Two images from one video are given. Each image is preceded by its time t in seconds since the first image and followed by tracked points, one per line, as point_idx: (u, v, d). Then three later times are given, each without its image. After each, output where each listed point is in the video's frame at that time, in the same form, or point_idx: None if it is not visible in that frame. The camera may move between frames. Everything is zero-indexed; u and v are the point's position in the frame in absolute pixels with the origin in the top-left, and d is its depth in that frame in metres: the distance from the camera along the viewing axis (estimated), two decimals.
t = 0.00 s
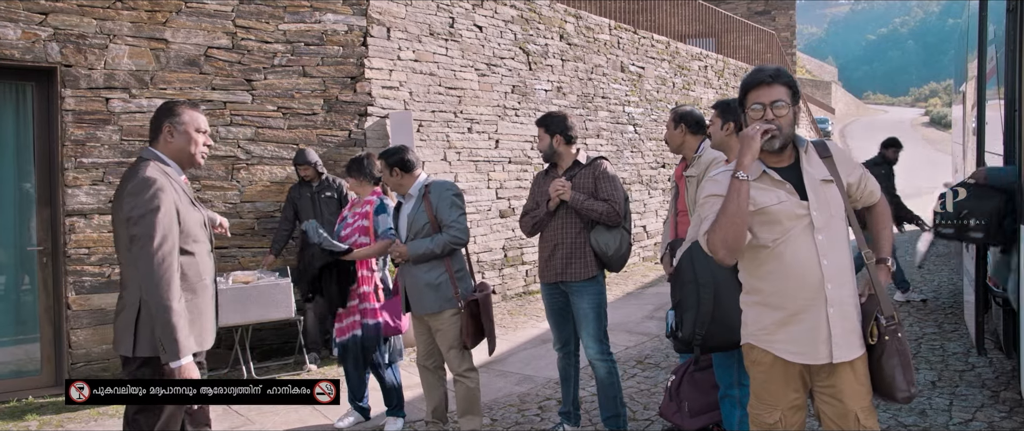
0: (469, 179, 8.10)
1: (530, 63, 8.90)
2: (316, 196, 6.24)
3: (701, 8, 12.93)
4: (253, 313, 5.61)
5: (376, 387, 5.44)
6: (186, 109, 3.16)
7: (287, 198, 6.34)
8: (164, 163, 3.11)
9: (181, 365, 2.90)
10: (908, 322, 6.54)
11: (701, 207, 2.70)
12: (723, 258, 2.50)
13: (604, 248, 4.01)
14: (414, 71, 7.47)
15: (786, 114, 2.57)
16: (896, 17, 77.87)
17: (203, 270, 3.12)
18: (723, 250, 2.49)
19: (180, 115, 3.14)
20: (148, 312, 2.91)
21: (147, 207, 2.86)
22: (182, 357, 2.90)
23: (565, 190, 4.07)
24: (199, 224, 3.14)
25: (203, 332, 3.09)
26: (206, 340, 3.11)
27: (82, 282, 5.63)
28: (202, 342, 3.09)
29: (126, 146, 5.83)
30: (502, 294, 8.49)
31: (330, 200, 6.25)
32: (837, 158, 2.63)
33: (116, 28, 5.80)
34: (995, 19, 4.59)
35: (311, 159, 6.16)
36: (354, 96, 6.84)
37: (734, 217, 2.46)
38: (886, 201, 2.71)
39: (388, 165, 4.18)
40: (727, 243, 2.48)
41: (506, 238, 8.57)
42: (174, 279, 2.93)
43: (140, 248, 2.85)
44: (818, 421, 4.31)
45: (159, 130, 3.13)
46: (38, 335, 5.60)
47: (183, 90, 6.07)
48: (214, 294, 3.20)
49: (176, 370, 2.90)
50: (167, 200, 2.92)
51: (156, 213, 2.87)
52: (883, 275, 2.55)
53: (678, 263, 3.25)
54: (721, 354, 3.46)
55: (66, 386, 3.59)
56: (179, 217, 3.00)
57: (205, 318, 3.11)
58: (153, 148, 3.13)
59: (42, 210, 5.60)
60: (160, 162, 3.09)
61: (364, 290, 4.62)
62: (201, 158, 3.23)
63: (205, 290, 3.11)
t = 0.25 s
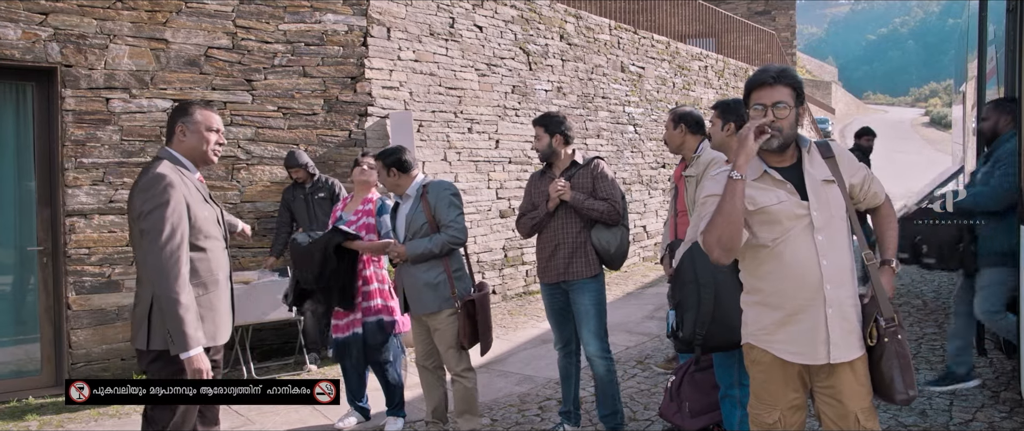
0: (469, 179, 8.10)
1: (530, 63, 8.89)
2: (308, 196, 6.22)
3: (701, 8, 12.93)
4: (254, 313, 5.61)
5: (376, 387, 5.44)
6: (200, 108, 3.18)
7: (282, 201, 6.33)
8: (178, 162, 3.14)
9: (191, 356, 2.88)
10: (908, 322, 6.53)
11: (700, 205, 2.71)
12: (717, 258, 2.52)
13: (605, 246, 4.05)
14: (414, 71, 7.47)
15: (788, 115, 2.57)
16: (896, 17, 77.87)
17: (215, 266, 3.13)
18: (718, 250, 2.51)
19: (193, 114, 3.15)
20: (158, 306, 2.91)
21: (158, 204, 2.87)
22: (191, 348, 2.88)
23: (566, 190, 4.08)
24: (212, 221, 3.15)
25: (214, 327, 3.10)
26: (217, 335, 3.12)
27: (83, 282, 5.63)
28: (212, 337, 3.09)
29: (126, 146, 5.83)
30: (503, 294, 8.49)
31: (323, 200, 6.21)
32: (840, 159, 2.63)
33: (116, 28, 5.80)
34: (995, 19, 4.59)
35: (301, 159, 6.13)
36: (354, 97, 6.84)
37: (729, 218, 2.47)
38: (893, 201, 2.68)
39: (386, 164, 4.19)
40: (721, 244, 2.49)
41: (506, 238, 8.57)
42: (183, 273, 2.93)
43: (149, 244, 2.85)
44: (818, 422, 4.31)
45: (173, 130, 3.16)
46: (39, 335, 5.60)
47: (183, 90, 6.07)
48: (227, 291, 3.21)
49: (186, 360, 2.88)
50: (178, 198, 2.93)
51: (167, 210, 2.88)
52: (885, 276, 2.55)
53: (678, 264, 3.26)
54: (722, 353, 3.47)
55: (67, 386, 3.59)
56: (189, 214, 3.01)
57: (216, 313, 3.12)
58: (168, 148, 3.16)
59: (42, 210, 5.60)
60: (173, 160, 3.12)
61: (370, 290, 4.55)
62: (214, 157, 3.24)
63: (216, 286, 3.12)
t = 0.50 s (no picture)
0: (469, 179, 8.09)
1: (530, 63, 8.89)
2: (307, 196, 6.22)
3: (701, 8, 12.93)
4: (254, 313, 5.60)
5: (376, 387, 5.44)
6: (211, 109, 3.19)
7: (281, 200, 6.31)
8: (188, 162, 3.15)
9: (196, 349, 2.88)
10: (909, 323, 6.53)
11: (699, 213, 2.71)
12: (716, 267, 2.53)
13: (609, 245, 4.11)
14: (414, 71, 7.47)
15: (787, 115, 2.57)
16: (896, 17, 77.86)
17: (222, 263, 3.13)
18: (717, 260, 2.52)
19: (203, 114, 3.16)
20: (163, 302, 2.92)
21: (164, 200, 2.88)
22: (195, 342, 2.88)
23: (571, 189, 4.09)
24: (220, 219, 3.15)
25: (220, 323, 3.10)
26: (223, 332, 3.12)
27: (83, 282, 5.62)
28: (218, 333, 3.10)
29: (126, 146, 5.82)
30: (503, 294, 8.49)
31: (319, 201, 6.20)
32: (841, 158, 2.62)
33: (116, 28, 5.80)
34: (995, 19, 4.59)
35: (299, 159, 6.13)
36: (354, 97, 6.85)
37: (727, 229, 2.48)
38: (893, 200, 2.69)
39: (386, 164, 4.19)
40: (721, 254, 2.50)
41: (506, 238, 8.57)
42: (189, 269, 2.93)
43: (153, 239, 2.86)
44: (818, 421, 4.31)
45: (183, 130, 3.17)
46: (39, 335, 5.60)
47: (184, 90, 6.07)
48: (235, 288, 3.22)
49: (191, 353, 2.88)
50: (184, 194, 2.93)
51: (173, 206, 2.88)
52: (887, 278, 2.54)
53: (678, 264, 3.26)
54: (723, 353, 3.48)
55: (67, 386, 3.60)
56: (196, 211, 3.01)
57: (223, 310, 3.12)
58: (179, 148, 3.17)
59: (43, 210, 5.60)
60: (183, 160, 3.13)
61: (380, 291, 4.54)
62: (224, 156, 3.24)
63: (223, 283, 3.13)
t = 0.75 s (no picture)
0: (469, 179, 8.09)
1: (530, 63, 8.89)
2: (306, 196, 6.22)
3: (702, 8, 12.93)
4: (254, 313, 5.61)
5: (376, 387, 5.43)
6: (219, 110, 3.18)
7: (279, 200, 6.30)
8: (195, 164, 3.14)
9: (190, 347, 2.86)
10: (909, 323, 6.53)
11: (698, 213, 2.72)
12: (714, 269, 2.54)
13: (616, 245, 4.12)
14: (415, 72, 7.47)
15: (780, 115, 2.57)
16: (896, 17, 77.86)
17: (226, 263, 3.11)
18: (715, 262, 2.53)
19: (209, 118, 3.15)
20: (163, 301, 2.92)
21: (163, 198, 2.89)
22: (191, 339, 2.86)
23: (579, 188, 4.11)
24: (225, 219, 3.14)
25: (224, 324, 3.08)
26: (226, 332, 3.09)
27: (83, 282, 5.62)
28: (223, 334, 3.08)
29: (126, 146, 5.82)
30: (503, 294, 8.49)
31: (318, 202, 6.19)
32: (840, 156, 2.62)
33: (117, 28, 5.80)
34: (996, 19, 4.58)
35: (298, 160, 6.13)
36: (354, 97, 6.85)
37: (725, 231, 2.49)
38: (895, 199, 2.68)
39: (394, 160, 4.17)
40: (718, 256, 2.51)
41: (506, 238, 8.57)
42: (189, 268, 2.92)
43: (154, 237, 2.87)
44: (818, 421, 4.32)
45: (189, 133, 3.17)
46: (39, 335, 5.60)
47: (184, 90, 6.07)
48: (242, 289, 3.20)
49: (185, 351, 2.86)
50: (184, 193, 2.93)
51: (172, 205, 2.89)
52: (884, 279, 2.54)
53: (680, 263, 3.25)
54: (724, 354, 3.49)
55: (67, 386, 3.59)
56: (198, 210, 3.01)
57: (226, 310, 3.10)
58: (187, 150, 3.16)
59: (43, 210, 5.60)
60: (190, 161, 3.12)
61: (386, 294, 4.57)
62: (231, 158, 3.24)
63: (228, 283, 3.10)
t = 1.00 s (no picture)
0: (470, 179, 8.09)
1: (530, 63, 8.89)
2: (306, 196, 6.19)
3: (702, 8, 12.93)
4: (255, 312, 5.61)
5: (376, 387, 5.43)
6: (224, 110, 3.18)
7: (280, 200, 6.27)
8: (202, 166, 3.13)
9: (193, 346, 2.86)
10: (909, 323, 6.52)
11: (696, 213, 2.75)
12: (707, 272, 2.58)
13: (622, 244, 4.17)
14: (415, 71, 7.47)
15: (774, 117, 2.56)
16: (896, 17, 77.85)
17: (228, 264, 3.10)
18: (706, 265, 2.56)
19: (216, 119, 3.15)
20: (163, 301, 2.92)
21: (163, 198, 2.89)
22: (193, 338, 2.86)
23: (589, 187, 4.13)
24: (227, 219, 3.13)
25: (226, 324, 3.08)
26: (229, 333, 3.09)
27: (83, 282, 5.62)
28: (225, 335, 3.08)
29: (127, 146, 5.82)
30: (504, 294, 8.49)
31: (318, 203, 6.16)
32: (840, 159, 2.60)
33: (117, 28, 5.80)
34: (996, 19, 4.58)
35: (298, 160, 6.12)
36: (354, 97, 6.85)
37: (716, 236, 2.51)
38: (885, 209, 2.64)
39: (406, 158, 4.15)
40: (710, 259, 2.54)
41: (506, 238, 8.57)
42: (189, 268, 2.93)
43: (155, 237, 2.87)
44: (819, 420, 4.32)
45: (194, 133, 3.17)
46: (39, 335, 5.60)
47: (184, 90, 6.07)
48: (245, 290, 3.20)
49: (187, 350, 2.87)
50: (184, 193, 2.93)
51: (173, 205, 2.89)
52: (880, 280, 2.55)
53: (682, 263, 3.25)
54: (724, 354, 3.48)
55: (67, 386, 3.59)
56: (199, 210, 3.00)
57: (228, 311, 3.09)
58: (191, 151, 3.16)
59: (43, 210, 5.61)
60: (194, 161, 3.12)
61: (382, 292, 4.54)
62: (236, 159, 3.23)
63: (230, 283, 3.09)
